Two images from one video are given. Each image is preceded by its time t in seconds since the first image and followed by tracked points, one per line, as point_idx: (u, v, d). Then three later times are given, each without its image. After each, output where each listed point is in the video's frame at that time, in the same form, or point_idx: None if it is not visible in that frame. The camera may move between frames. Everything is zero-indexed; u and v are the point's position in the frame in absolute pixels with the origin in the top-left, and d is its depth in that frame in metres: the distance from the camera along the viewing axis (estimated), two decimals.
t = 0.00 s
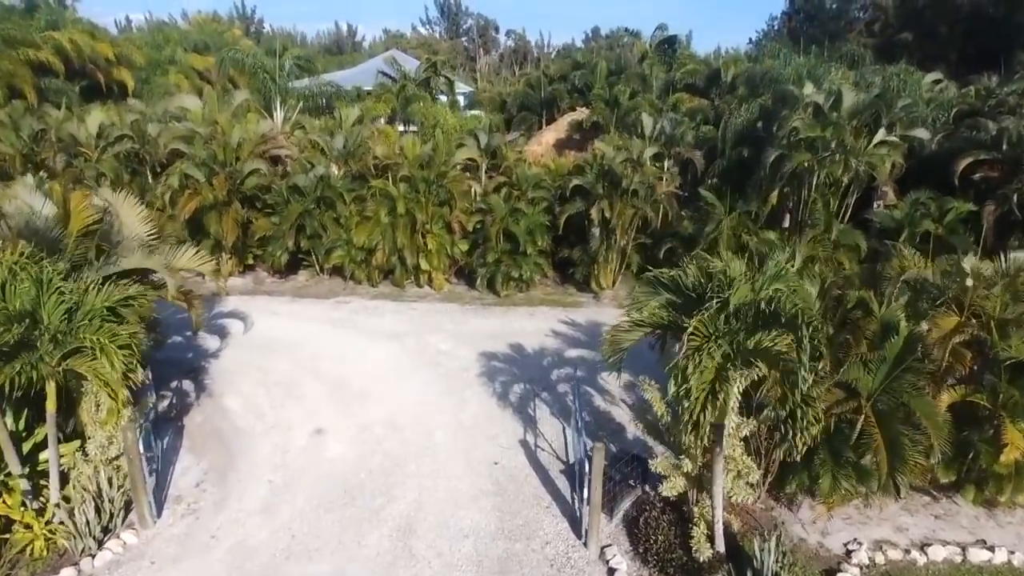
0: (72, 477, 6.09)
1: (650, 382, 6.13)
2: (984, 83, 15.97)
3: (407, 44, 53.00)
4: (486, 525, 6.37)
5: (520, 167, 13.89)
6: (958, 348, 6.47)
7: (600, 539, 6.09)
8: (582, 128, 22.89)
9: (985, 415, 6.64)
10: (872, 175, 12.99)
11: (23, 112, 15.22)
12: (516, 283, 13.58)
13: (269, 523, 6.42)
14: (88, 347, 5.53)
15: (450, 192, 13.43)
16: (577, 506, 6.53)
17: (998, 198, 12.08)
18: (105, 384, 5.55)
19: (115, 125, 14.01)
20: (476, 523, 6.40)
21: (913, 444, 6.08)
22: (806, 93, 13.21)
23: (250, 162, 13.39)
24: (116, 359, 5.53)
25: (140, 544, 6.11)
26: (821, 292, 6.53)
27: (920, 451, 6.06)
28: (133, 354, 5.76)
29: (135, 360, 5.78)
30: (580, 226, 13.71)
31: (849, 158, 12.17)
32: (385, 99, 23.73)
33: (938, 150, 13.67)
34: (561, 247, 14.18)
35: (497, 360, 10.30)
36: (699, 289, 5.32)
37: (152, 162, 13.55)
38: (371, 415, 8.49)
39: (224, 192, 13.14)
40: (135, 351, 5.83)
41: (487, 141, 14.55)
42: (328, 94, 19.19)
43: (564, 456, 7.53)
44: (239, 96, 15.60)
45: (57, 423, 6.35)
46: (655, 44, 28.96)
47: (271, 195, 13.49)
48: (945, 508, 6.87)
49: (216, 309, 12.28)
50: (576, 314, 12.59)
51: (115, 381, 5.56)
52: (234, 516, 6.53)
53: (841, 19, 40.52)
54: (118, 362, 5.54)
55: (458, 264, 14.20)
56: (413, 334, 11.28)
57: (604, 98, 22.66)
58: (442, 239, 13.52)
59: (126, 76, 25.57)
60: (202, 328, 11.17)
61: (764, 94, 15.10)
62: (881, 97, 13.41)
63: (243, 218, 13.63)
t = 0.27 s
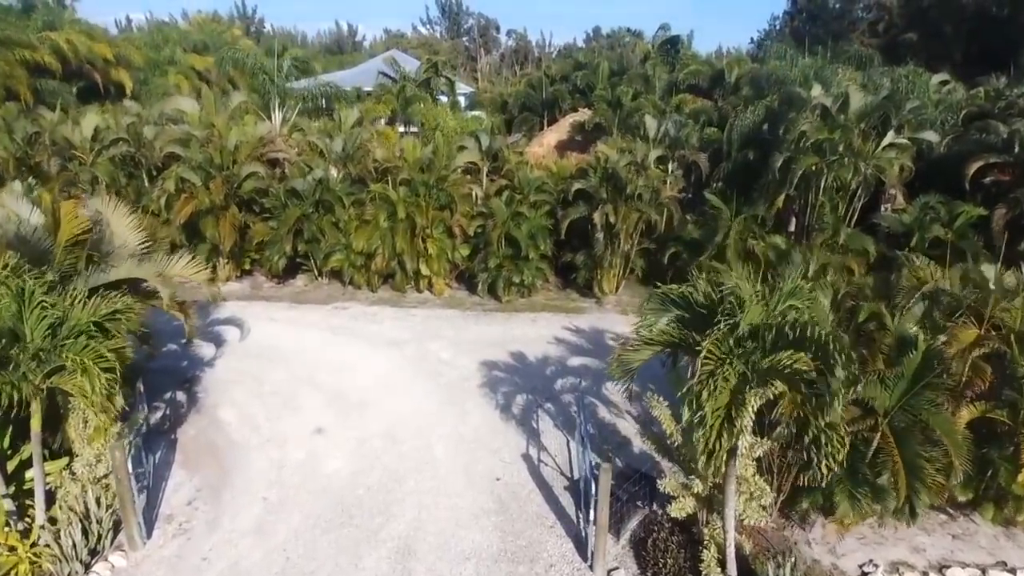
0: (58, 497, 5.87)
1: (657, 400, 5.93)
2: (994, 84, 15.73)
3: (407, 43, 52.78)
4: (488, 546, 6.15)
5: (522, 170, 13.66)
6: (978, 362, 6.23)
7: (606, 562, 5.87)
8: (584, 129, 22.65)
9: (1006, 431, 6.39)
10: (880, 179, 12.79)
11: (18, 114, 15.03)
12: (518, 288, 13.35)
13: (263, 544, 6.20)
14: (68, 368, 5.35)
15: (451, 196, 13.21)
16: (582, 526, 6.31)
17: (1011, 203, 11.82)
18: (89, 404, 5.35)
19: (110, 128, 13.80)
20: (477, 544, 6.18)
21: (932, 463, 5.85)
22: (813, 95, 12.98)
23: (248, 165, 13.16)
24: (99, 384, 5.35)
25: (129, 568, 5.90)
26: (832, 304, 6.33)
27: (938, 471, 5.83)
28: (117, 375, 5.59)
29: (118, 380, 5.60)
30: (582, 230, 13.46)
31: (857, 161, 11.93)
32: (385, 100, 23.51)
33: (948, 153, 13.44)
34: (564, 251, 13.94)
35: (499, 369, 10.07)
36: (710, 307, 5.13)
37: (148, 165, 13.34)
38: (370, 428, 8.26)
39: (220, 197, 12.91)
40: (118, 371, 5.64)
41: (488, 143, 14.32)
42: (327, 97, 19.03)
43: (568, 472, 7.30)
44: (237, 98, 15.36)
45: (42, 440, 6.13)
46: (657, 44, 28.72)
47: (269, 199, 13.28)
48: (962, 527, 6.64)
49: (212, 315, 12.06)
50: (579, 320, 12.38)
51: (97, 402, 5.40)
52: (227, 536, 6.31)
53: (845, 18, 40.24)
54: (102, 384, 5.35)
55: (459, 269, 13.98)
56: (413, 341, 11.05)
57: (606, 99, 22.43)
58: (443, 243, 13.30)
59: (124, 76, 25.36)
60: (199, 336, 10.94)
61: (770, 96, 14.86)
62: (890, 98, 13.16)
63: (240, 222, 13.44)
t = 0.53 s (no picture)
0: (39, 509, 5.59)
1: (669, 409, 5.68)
2: (1003, 81, 15.45)
3: (407, 42, 52.49)
4: (490, 561, 5.89)
5: (523, 169, 13.39)
6: (1001, 368, 5.98)
7: None
8: (586, 128, 22.37)
9: None
10: (889, 178, 12.55)
11: (11, 112, 14.79)
12: (519, 290, 13.08)
13: (255, 558, 5.94)
14: (48, 374, 5.07)
15: (451, 195, 12.93)
16: (589, 539, 6.05)
17: None
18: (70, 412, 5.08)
19: (104, 126, 13.55)
20: (479, 558, 5.92)
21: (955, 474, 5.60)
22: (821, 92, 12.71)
23: (244, 164, 12.89)
24: (81, 390, 5.08)
25: None
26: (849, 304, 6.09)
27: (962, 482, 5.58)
28: (98, 380, 5.32)
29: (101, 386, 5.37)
30: (585, 230, 13.17)
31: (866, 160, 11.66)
32: (384, 98, 23.23)
33: (958, 152, 13.17)
34: (566, 251, 13.67)
35: (500, 373, 9.80)
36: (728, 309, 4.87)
37: (141, 163, 13.08)
38: (368, 434, 8.00)
39: (215, 196, 12.62)
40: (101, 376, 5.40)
41: (489, 141, 14.04)
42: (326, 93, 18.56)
43: (573, 481, 7.04)
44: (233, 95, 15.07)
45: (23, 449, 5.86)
46: (659, 42, 28.45)
47: (265, 198, 13.01)
48: (984, 540, 6.38)
49: (207, 317, 11.78)
50: (581, 322, 12.10)
51: (78, 410, 5.14)
52: (218, 549, 6.05)
53: (848, 17, 39.96)
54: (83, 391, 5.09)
55: (459, 269, 13.71)
56: (413, 344, 10.78)
57: (609, 97, 22.19)
58: (442, 243, 13.03)
59: (121, 74, 25.08)
60: (192, 337, 10.66)
61: (776, 93, 14.58)
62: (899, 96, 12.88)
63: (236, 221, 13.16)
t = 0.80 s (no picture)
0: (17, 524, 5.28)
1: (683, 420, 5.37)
2: (1015, 78, 15.15)
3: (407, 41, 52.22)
4: None
5: (525, 168, 13.08)
6: None
7: None
8: (587, 127, 22.07)
9: None
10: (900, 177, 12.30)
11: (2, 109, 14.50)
12: (521, 291, 12.76)
13: None
14: (25, 384, 4.80)
15: (451, 195, 12.63)
16: (597, 557, 5.74)
17: None
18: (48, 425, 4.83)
19: (95, 124, 13.25)
20: None
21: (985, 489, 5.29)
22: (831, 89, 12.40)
23: (238, 162, 12.55)
24: (61, 401, 4.82)
25: None
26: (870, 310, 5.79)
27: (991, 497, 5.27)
28: (80, 389, 5.03)
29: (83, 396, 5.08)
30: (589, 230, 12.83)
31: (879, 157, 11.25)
32: (383, 97, 22.91)
33: (970, 150, 12.88)
34: (569, 252, 13.37)
35: (502, 378, 9.49)
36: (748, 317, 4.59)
37: (134, 161, 12.79)
38: (364, 443, 7.69)
39: (209, 195, 12.31)
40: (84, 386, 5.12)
41: (490, 139, 13.71)
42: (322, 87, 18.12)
43: (579, 493, 6.74)
44: (229, 93, 14.76)
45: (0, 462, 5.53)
46: (662, 40, 28.15)
47: (260, 198, 12.71)
48: (1011, 556, 6.08)
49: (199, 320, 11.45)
50: (585, 324, 11.79)
51: (58, 422, 4.88)
52: (206, 568, 5.73)
53: (851, 15, 39.68)
54: (63, 402, 4.83)
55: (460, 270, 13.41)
56: (412, 348, 10.47)
57: (611, 96, 21.91)
58: (442, 244, 12.73)
59: (117, 72, 24.77)
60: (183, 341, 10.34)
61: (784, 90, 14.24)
62: (911, 92, 12.56)
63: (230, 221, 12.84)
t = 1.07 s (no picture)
0: None
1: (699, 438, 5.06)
2: None
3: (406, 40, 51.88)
4: None
5: (526, 168, 12.73)
6: None
7: None
8: (589, 127, 21.75)
9: None
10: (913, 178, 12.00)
11: None
12: (523, 296, 12.41)
13: None
14: None
15: (451, 196, 12.28)
16: None
17: None
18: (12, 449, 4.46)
19: (85, 124, 12.90)
20: None
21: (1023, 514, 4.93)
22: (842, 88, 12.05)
23: (232, 163, 12.18)
24: (27, 425, 4.45)
25: None
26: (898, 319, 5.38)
27: None
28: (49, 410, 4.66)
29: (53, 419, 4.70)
30: (592, 233, 12.48)
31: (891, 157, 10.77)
32: (381, 96, 22.56)
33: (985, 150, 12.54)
34: (572, 255, 13.02)
35: (504, 387, 9.14)
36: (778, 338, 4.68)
37: (124, 162, 12.46)
38: (361, 458, 7.35)
39: (200, 197, 11.96)
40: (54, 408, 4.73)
41: (491, 139, 13.38)
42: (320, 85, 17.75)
43: (587, 513, 6.39)
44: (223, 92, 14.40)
45: None
46: (664, 38, 27.81)
47: (255, 199, 12.35)
48: None
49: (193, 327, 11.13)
50: (589, 330, 11.43)
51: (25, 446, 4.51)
52: None
53: (853, 14, 39.32)
54: (29, 426, 4.46)
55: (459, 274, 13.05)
56: (411, 355, 10.12)
57: (613, 95, 21.60)
58: (441, 247, 12.38)
59: (111, 72, 24.43)
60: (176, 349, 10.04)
61: (791, 88, 13.89)
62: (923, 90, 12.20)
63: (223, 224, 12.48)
